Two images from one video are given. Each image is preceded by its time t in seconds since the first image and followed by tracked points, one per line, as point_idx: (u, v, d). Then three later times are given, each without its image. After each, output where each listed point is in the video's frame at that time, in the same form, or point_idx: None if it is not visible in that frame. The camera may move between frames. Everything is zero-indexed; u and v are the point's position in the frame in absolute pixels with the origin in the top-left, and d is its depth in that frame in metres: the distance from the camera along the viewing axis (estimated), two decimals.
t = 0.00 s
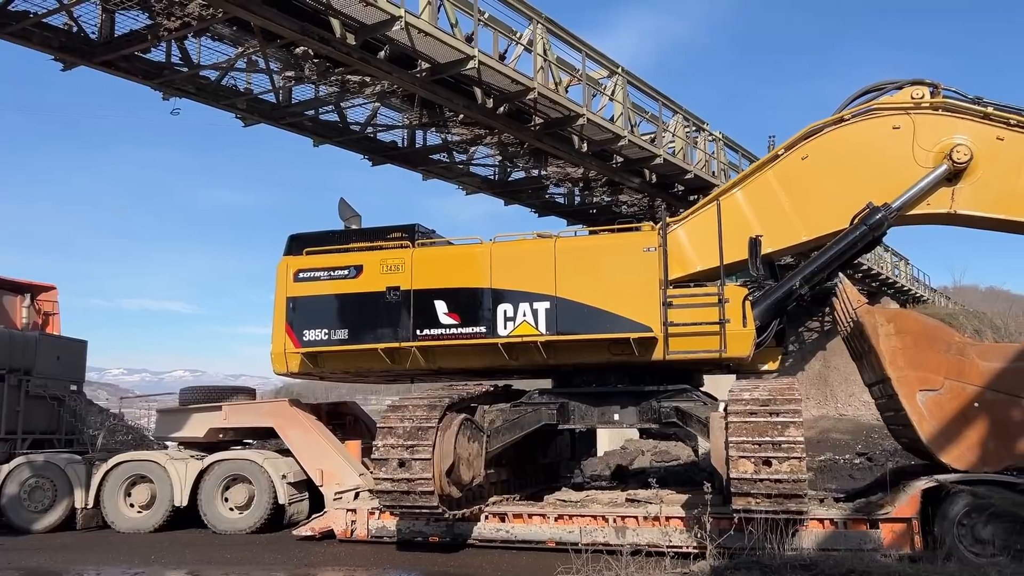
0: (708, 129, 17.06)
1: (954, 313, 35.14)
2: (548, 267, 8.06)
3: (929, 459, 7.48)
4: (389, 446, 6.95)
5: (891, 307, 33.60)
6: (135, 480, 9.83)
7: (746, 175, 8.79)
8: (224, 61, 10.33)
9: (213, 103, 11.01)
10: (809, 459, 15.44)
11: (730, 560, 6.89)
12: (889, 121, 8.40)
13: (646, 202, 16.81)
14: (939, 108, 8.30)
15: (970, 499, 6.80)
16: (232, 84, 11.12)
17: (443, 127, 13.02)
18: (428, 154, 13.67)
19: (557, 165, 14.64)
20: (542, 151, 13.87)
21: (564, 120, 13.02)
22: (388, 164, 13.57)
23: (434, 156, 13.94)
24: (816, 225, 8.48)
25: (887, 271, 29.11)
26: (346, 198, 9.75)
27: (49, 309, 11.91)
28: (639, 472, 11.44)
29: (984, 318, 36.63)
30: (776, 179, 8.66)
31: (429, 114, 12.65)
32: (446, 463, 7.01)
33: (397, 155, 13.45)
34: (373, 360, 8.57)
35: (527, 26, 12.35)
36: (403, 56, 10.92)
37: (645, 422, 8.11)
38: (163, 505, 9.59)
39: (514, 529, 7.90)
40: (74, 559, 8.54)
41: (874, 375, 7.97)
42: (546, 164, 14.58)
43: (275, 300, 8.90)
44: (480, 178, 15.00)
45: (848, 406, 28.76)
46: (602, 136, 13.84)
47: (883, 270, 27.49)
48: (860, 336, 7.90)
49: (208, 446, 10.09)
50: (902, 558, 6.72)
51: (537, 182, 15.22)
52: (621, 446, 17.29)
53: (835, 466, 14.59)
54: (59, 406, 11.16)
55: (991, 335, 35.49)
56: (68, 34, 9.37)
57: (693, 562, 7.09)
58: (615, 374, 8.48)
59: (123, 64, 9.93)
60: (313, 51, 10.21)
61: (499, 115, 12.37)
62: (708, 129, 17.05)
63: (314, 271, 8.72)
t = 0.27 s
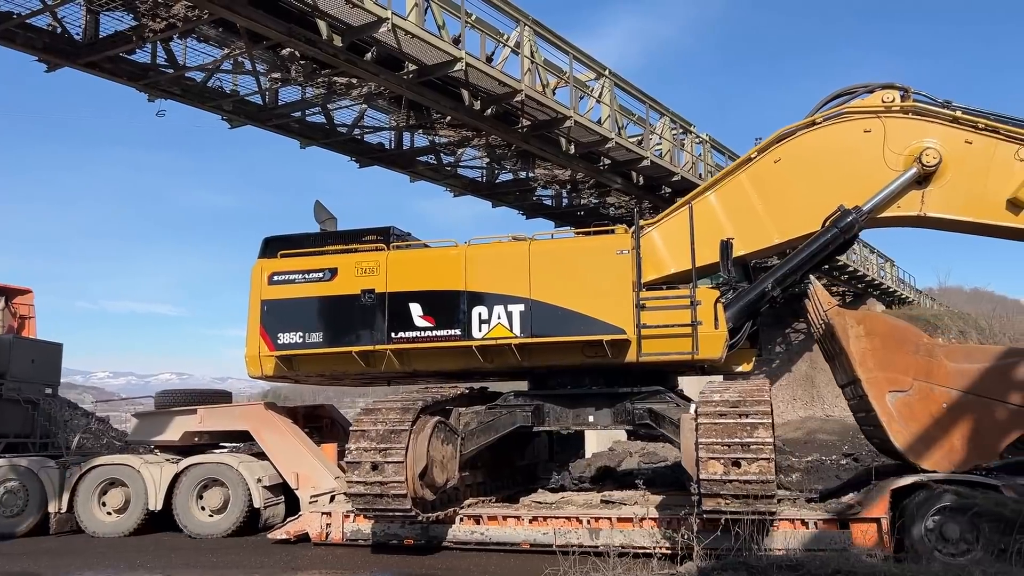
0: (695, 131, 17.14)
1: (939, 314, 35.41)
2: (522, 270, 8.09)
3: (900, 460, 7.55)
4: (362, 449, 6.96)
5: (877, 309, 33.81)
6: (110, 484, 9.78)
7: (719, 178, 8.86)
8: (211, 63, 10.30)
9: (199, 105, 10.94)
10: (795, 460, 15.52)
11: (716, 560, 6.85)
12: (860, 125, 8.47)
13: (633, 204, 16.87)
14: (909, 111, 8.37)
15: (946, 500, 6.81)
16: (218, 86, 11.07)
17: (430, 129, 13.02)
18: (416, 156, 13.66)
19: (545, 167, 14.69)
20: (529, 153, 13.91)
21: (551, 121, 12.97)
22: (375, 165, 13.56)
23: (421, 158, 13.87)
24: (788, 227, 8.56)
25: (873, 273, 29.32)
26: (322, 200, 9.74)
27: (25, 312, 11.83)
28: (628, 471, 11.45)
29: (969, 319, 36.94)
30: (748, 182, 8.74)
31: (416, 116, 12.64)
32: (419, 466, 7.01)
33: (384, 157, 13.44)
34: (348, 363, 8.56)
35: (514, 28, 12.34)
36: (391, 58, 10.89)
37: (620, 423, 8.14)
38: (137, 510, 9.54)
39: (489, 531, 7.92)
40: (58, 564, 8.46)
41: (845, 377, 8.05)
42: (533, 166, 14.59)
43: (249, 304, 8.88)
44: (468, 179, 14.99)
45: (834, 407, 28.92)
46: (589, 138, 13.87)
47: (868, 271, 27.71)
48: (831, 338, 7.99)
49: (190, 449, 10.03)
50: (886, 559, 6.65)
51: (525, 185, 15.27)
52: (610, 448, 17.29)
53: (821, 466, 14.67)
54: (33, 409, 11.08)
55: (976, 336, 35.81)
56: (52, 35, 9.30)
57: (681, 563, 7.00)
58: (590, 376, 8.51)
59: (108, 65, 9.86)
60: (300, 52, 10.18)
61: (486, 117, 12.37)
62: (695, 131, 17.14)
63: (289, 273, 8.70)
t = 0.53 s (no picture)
0: (685, 133, 17.23)
1: (928, 315, 35.59)
2: (501, 273, 8.11)
3: (874, 460, 7.62)
4: (339, 452, 6.95)
5: (867, 309, 33.96)
6: (88, 489, 9.74)
7: (697, 181, 8.92)
8: (200, 64, 10.27)
9: (189, 106, 10.90)
10: (785, 460, 15.57)
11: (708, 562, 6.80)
12: (836, 127, 8.54)
13: (624, 206, 16.92)
14: (885, 114, 8.45)
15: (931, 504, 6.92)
16: (208, 87, 11.02)
17: (421, 130, 13.00)
18: (407, 158, 13.69)
19: (536, 169, 14.69)
20: (521, 155, 13.91)
21: (543, 123, 12.95)
22: (366, 167, 13.56)
23: (413, 159, 13.89)
24: (766, 230, 8.62)
25: (863, 273, 29.46)
26: (301, 203, 9.73)
27: (4, 315, 11.75)
28: (619, 471, 11.48)
29: (958, 319, 37.16)
30: (726, 185, 8.80)
31: (407, 117, 12.56)
32: (397, 468, 7.02)
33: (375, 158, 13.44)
34: (327, 365, 8.56)
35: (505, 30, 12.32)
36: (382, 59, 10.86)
37: (598, 425, 8.18)
38: (116, 513, 9.50)
39: (468, 533, 7.93)
40: (47, 567, 8.40)
41: (820, 378, 8.11)
42: (524, 168, 14.59)
43: (228, 307, 8.86)
44: (459, 182, 14.94)
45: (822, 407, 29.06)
46: (580, 141, 13.92)
47: (858, 272, 27.88)
48: (806, 340, 8.04)
49: (177, 453, 9.98)
50: (876, 560, 6.65)
51: (516, 188, 15.46)
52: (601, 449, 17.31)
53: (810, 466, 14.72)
54: (11, 412, 11.07)
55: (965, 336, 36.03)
56: (40, 36, 9.24)
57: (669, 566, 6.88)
58: (569, 379, 8.53)
59: (97, 66, 9.80)
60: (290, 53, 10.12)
61: (477, 119, 12.37)
62: (685, 133, 17.23)
63: (268, 276, 8.69)
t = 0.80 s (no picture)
0: (679, 134, 17.29)
1: (923, 315, 35.69)
2: (484, 275, 8.12)
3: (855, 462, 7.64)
4: (320, 454, 6.96)
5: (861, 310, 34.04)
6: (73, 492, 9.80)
7: (681, 183, 8.95)
8: (195, 65, 10.26)
9: (183, 107, 10.90)
10: (780, 461, 15.59)
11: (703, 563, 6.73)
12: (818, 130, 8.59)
13: (619, 207, 16.97)
14: (866, 117, 8.49)
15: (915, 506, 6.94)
16: (202, 89, 11.02)
17: (416, 131, 12.99)
18: (403, 159, 13.72)
19: (531, 170, 14.67)
20: (516, 156, 13.91)
21: (538, 125, 12.96)
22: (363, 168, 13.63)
23: (408, 160, 13.93)
24: (749, 231, 8.66)
25: (857, 274, 29.54)
26: (285, 205, 9.72)
27: None
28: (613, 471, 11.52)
29: (952, 320, 37.27)
30: (709, 187, 8.83)
31: (402, 118, 12.53)
32: (379, 470, 7.03)
33: (369, 160, 13.46)
34: (311, 368, 8.56)
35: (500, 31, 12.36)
36: (376, 60, 10.89)
37: (582, 426, 8.20)
38: (100, 515, 9.51)
39: (451, 535, 7.94)
40: (41, 569, 8.36)
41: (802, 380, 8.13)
42: (519, 169, 14.60)
43: (212, 309, 8.86)
44: (454, 183, 14.95)
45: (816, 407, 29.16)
46: (575, 142, 13.95)
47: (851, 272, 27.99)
48: (787, 342, 8.01)
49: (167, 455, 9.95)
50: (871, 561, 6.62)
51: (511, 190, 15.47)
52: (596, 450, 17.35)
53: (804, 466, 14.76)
54: None
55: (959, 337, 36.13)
56: (34, 37, 9.24)
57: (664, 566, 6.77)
58: (552, 381, 8.56)
59: (91, 68, 9.78)
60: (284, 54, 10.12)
61: (472, 120, 12.39)
62: (680, 134, 17.28)
63: (252, 278, 8.70)
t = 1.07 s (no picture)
0: (678, 135, 17.32)
1: (921, 315, 35.75)
2: (471, 277, 8.15)
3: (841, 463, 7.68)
4: (306, 456, 6.97)
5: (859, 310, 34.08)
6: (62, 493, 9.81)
7: (667, 185, 9.00)
8: (193, 67, 10.26)
9: (181, 108, 10.91)
10: (779, 462, 15.61)
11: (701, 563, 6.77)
12: (805, 132, 8.63)
13: (617, 207, 17.00)
14: (852, 119, 8.53)
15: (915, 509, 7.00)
16: (200, 90, 11.02)
17: (415, 133, 12.98)
18: (400, 160, 13.77)
19: (529, 171, 14.69)
20: (514, 157, 13.93)
21: (536, 126, 12.96)
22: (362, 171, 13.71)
23: (406, 162, 13.98)
24: (735, 233, 8.71)
25: (856, 275, 29.62)
26: (273, 207, 9.77)
27: None
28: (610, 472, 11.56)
29: (950, 320, 37.36)
30: (695, 189, 8.88)
31: (400, 120, 12.53)
32: (365, 471, 7.04)
33: (367, 161, 13.49)
34: (298, 369, 8.58)
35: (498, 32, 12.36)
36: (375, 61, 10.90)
37: (569, 428, 8.20)
38: (88, 517, 9.55)
39: (438, 536, 7.96)
40: (40, 569, 8.37)
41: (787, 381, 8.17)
42: (517, 170, 14.62)
43: (200, 311, 8.88)
44: (452, 184, 14.95)
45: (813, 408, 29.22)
46: (573, 142, 13.97)
47: (850, 273, 28.06)
48: (772, 344, 8.04)
49: (159, 456, 9.96)
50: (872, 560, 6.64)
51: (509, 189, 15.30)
52: (594, 451, 17.38)
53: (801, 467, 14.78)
54: None
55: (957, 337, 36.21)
56: (32, 39, 9.20)
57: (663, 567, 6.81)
58: (540, 382, 8.59)
59: (89, 69, 9.80)
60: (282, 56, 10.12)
61: (470, 121, 12.39)
62: (678, 135, 17.32)
63: (240, 280, 8.72)
